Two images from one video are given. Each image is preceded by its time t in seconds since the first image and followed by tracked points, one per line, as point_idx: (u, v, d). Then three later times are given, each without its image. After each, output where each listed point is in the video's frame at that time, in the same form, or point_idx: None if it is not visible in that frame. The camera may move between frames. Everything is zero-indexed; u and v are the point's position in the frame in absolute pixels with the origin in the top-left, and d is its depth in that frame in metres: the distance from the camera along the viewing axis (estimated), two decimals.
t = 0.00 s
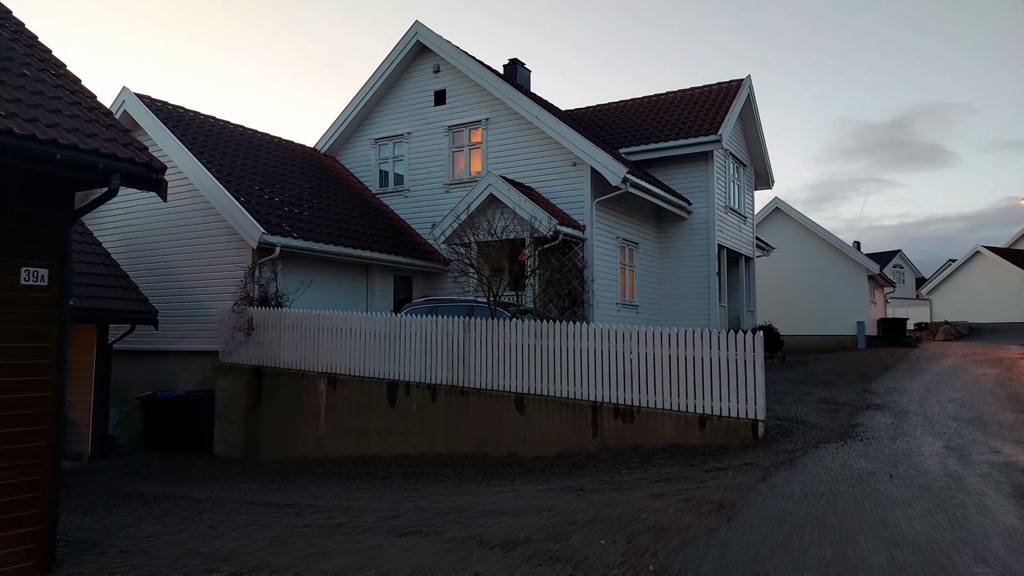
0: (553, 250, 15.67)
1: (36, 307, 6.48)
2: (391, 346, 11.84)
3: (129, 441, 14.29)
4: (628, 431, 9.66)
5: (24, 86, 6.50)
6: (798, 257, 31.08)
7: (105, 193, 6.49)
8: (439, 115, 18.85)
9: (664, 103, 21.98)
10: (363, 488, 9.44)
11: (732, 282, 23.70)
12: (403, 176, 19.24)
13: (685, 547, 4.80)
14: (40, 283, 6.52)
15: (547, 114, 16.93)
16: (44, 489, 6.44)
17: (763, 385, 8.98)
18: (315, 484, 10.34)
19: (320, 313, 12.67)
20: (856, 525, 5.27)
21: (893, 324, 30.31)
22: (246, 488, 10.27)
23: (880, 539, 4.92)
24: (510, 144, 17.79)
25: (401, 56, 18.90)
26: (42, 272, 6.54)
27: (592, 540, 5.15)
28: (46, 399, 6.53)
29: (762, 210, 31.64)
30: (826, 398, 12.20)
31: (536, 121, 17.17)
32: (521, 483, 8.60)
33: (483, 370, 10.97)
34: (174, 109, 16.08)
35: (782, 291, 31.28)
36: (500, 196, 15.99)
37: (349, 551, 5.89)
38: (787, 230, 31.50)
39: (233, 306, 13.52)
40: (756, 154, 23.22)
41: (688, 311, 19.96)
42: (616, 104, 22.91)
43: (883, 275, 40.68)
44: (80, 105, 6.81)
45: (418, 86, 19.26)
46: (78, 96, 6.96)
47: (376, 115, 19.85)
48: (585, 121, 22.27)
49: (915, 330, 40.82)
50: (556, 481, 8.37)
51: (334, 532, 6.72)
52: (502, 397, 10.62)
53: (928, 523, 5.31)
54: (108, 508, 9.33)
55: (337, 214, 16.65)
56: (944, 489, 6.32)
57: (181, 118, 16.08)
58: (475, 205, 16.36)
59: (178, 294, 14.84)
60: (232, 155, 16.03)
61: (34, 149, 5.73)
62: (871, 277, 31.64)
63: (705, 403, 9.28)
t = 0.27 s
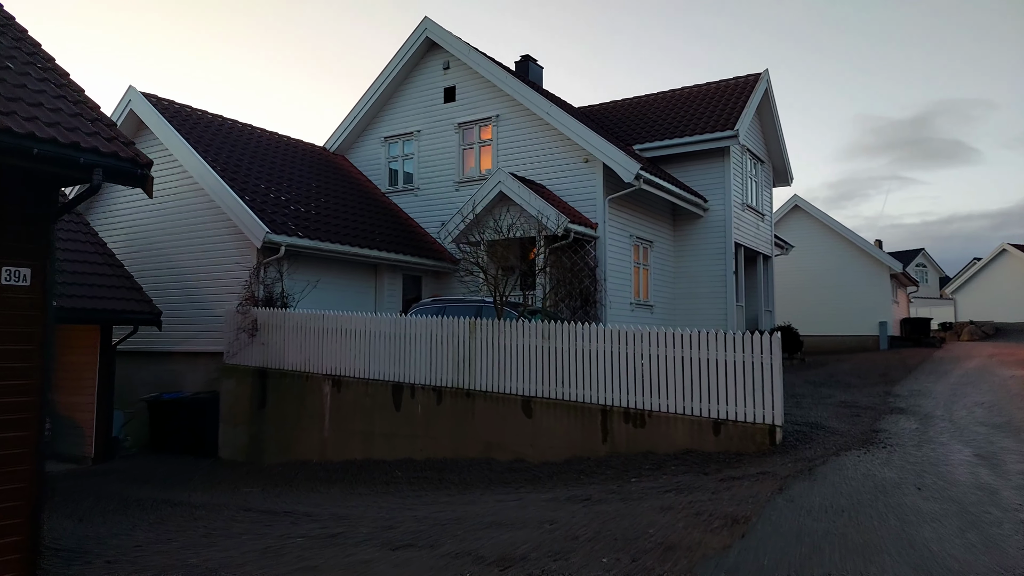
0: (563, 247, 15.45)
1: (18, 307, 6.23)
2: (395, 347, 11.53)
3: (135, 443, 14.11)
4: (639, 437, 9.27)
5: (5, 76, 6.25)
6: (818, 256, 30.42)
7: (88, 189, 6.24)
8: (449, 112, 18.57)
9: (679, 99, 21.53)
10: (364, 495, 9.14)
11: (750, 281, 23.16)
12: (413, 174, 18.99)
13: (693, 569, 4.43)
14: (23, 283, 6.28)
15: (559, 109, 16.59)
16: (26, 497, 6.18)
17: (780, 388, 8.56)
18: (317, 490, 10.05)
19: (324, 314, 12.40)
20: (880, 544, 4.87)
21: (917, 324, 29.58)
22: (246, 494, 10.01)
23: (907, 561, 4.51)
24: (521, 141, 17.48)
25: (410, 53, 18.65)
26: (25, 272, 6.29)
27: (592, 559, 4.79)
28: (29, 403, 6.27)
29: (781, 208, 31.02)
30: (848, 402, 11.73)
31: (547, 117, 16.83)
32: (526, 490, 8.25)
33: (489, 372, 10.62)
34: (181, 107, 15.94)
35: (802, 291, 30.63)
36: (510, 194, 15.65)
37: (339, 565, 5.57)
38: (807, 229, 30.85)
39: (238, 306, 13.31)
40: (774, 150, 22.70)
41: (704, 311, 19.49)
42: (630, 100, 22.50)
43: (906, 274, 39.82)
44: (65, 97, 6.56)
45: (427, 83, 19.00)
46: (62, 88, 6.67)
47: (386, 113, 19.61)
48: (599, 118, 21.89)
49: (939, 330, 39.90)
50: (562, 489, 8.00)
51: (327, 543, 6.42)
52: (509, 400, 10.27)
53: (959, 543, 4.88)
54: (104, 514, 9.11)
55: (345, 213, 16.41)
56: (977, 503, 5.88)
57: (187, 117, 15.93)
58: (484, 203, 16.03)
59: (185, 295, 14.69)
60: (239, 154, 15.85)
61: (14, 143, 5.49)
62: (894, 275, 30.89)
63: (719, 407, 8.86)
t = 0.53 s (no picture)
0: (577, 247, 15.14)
1: None
2: (400, 348, 11.21)
3: (142, 445, 13.94)
4: (651, 442, 8.87)
5: None
6: (841, 254, 29.70)
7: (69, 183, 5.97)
8: (460, 108, 18.25)
9: (696, 93, 21.04)
10: (365, 501, 8.83)
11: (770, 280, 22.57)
12: (424, 172, 18.70)
13: None
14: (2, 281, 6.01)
15: (571, 104, 16.20)
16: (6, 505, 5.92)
17: (800, 391, 8.12)
18: (319, 495, 9.76)
19: (329, 314, 12.13)
20: (909, 565, 4.44)
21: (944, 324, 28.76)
22: (247, 499, 9.75)
23: None
24: (533, 137, 17.12)
25: (421, 48, 18.38)
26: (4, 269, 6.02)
27: None
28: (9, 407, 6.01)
29: (802, 206, 30.34)
30: (872, 406, 11.22)
31: (559, 112, 16.45)
32: (531, 497, 7.89)
33: (496, 374, 10.27)
34: (189, 105, 15.78)
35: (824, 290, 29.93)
36: (520, 190, 15.27)
37: None
38: (830, 227, 30.13)
39: (243, 306, 13.11)
40: (794, 146, 22.11)
41: (723, 311, 18.98)
42: (646, 95, 22.04)
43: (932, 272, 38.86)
44: (46, 87, 6.29)
45: (438, 79, 18.70)
46: (46, 78, 6.37)
47: (397, 111, 19.35)
48: (614, 114, 21.45)
49: (967, 330, 38.89)
50: (569, 497, 7.63)
51: (318, 555, 6.09)
52: (516, 403, 9.92)
53: (997, 565, 4.44)
54: (100, 519, 8.88)
55: (354, 211, 16.15)
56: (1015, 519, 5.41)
57: (195, 114, 15.77)
58: (495, 200, 15.68)
59: (192, 295, 14.52)
60: (247, 152, 15.65)
61: None
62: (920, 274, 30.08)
63: (735, 412, 8.43)
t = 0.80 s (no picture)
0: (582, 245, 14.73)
1: None
2: (400, 350, 10.91)
3: (143, 448, 13.78)
4: (656, 448, 8.51)
5: None
6: (858, 253, 29.09)
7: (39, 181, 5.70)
8: (466, 105, 17.96)
9: (708, 89, 20.59)
10: (360, 509, 8.55)
11: (785, 280, 22.08)
12: (430, 171, 18.42)
13: None
14: None
15: (578, 100, 15.85)
16: None
17: (812, 396, 7.73)
18: (314, 502, 9.49)
19: (329, 315, 11.86)
20: None
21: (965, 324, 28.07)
22: (242, 505, 9.51)
23: None
24: (540, 134, 16.79)
25: (426, 44, 18.10)
26: None
27: None
28: None
29: (818, 203, 29.75)
30: (890, 410, 10.78)
31: (566, 108, 16.10)
32: (530, 507, 7.57)
33: (497, 377, 9.94)
34: (191, 104, 15.61)
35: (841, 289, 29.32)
36: (526, 188, 14.94)
37: None
38: (847, 225, 29.54)
39: (243, 307, 12.88)
40: (809, 141, 21.60)
41: (736, 311, 18.53)
42: (657, 91, 21.62)
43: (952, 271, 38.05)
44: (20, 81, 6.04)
45: (444, 76, 18.41)
46: (21, 74, 6.12)
47: (403, 108, 19.08)
48: (624, 110, 21.07)
49: (989, 330, 38.06)
50: (568, 507, 7.30)
51: (301, 569, 5.81)
52: (518, 407, 9.59)
53: None
54: (90, 527, 8.67)
55: (358, 210, 15.90)
56: None
57: (197, 113, 15.59)
58: (501, 198, 15.37)
59: (194, 295, 14.33)
60: (250, 150, 15.44)
61: None
62: (940, 273, 29.41)
63: (744, 418, 8.06)
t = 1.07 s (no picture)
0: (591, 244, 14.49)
1: None
2: (400, 350, 10.60)
3: (146, 449, 13.63)
4: (662, 453, 8.14)
5: None
6: (880, 251, 28.40)
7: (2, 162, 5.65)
8: (475, 101, 17.66)
9: (724, 83, 20.13)
10: (355, 515, 8.27)
11: (803, 279, 21.52)
12: (438, 168, 18.15)
13: None
14: None
15: (588, 94, 15.50)
16: None
17: (826, 399, 7.32)
18: (311, 505, 9.23)
19: (329, 314, 11.59)
20: None
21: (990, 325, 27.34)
22: (237, 508, 9.28)
23: None
24: (550, 130, 16.47)
25: (435, 39, 17.82)
26: None
27: None
28: None
29: (838, 200, 29.12)
30: (911, 414, 10.32)
31: (576, 103, 15.75)
32: (529, 514, 7.23)
33: (499, 378, 9.62)
34: (196, 101, 15.46)
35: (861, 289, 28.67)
36: (534, 184, 14.60)
37: None
38: (867, 223, 28.84)
39: (244, 306, 12.66)
40: (828, 137, 21.06)
41: (752, 310, 18.06)
42: (671, 86, 21.18)
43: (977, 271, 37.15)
44: None
45: (453, 71, 18.14)
46: None
47: (411, 105, 18.83)
48: (637, 106, 20.65)
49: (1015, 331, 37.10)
50: (568, 514, 6.95)
51: None
52: (519, 409, 9.27)
53: None
54: (80, 530, 8.47)
55: (364, 208, 15.66)
56: None
57: (202, 110, 15.45)
58: (509, 196, 15.04)
59: (198, 294, 14.17)
60: (254, 147, 15.26)
61: None
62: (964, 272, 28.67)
63: (754, 422, 7.66)
